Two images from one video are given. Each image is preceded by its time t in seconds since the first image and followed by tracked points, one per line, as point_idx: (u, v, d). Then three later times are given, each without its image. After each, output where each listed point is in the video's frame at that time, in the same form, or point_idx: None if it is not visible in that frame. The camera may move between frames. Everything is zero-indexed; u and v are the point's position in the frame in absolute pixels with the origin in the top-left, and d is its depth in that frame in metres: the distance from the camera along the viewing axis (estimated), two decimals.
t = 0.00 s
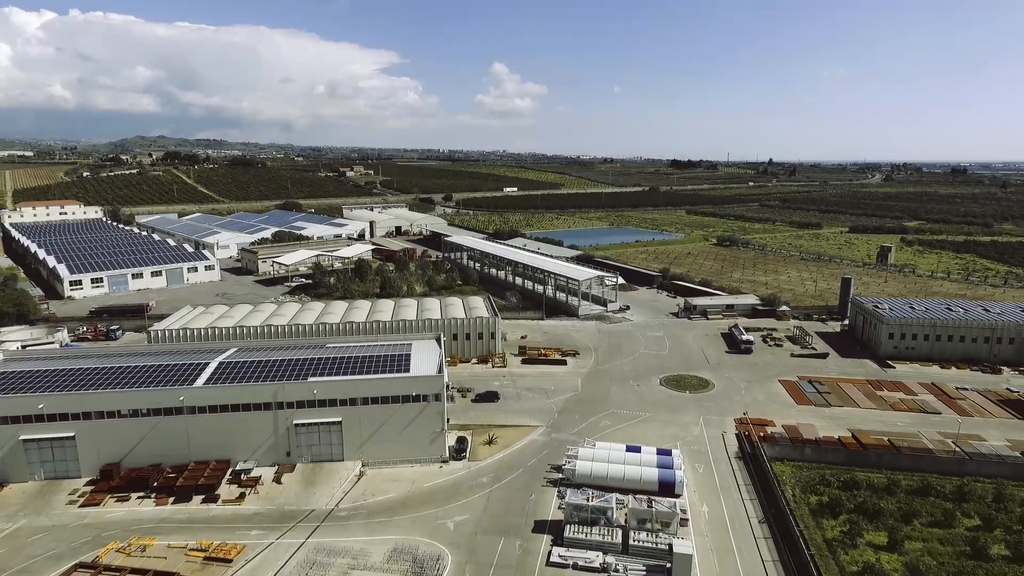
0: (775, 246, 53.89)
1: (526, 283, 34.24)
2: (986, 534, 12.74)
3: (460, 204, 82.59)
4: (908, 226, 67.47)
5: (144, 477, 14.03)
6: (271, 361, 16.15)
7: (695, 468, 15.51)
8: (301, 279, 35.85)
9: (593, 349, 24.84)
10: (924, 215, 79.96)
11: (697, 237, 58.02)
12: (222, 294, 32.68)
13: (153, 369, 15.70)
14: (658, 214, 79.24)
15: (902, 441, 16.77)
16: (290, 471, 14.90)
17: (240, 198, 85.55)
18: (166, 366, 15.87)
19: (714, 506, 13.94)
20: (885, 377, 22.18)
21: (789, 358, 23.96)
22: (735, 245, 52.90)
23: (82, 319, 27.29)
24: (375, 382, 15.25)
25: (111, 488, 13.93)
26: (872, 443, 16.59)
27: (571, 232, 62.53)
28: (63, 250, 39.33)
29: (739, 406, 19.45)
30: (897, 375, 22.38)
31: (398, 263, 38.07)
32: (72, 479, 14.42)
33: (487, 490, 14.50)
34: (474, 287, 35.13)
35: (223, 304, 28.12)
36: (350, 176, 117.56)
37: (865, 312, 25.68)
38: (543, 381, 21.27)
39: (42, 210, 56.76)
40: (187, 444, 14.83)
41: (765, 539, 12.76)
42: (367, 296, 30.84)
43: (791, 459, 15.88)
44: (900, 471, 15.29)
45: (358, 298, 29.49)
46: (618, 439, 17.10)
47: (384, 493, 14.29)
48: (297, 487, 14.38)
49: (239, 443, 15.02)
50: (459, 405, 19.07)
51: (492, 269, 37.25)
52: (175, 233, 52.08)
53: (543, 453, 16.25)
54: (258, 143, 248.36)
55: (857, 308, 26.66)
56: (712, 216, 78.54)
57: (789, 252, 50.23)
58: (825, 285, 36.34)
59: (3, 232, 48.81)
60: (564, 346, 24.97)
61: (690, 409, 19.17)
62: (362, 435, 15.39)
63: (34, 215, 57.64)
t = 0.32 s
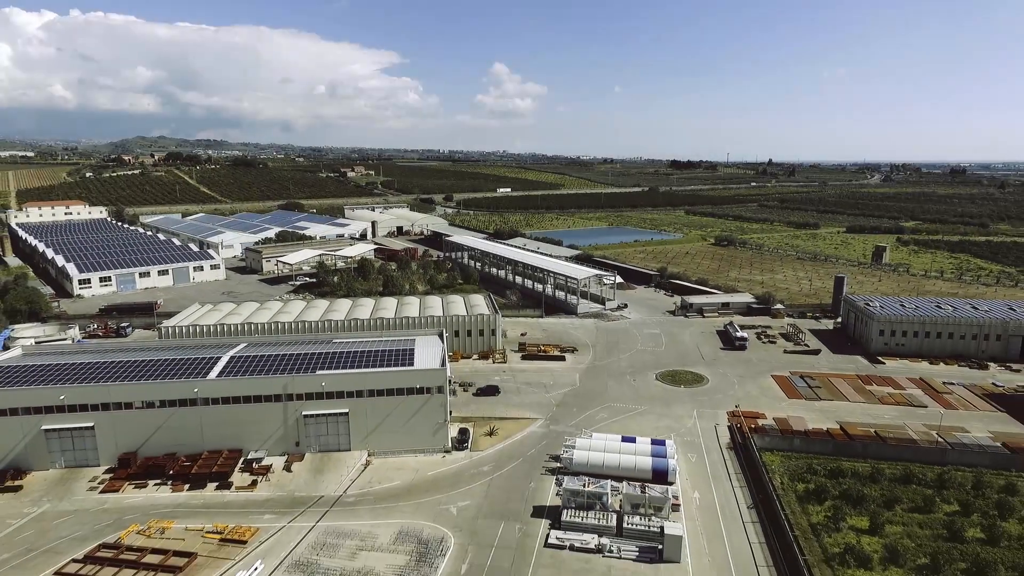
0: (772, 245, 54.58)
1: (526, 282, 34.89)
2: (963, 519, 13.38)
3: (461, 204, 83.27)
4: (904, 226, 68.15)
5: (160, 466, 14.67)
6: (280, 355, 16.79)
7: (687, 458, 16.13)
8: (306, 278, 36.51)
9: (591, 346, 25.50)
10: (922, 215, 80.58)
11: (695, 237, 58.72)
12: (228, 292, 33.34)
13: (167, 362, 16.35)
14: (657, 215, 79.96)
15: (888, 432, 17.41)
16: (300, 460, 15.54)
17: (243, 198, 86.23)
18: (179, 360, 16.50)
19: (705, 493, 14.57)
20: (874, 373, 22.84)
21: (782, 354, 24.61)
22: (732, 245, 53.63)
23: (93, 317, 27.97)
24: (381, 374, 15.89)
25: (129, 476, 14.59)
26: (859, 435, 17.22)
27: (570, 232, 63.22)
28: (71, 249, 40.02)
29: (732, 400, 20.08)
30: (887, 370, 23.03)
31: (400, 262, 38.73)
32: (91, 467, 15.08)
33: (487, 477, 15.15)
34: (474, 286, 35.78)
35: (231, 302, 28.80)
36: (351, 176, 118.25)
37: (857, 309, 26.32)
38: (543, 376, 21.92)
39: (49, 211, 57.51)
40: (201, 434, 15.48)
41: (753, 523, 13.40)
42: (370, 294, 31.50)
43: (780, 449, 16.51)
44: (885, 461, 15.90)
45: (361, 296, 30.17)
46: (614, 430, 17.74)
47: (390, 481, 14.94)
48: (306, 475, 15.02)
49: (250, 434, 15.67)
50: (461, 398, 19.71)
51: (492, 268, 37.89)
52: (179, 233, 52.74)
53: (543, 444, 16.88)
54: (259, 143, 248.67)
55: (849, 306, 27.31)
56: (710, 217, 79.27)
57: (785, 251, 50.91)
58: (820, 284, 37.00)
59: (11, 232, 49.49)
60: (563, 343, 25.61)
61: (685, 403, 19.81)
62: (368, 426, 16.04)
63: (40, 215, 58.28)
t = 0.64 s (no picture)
0: (768, 245, 55.32)
1: (526, 281, 35.55)
2: (941, 504, 14.05)
3: (462, 204, 83.97)
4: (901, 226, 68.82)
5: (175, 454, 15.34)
6: (289, 350, 17.44)
7: (680, 449, 16.75)
8: (309, 277, 37.19)
9: (589, 343, 26.17)
10: (919, 215, 81.28)
11: (693, 237, 59.41)
12: (233, 291, 34.03)
13: (180, 356, 17.00)
14: (656, 215, 80.68)
15: (874, 424, 18.08)
16: (308, 450, 16.18)
17: (245, 198, 86.94)
18: (192, 354, 17.16)
19: (696, 481, 15.21)
20: (864, 368, 23.49)
21: (775, 351, 25.29)
22: (729, 244, 54.33)
23: (102, 314, 28.66)
24: (386, 368, 16.55)
25: (146, 464, 15.25)
26: (846, 426, 17.86)
27: (570, 231, 63.92)
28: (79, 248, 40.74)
29: (725, 394, 20.77)
30: (876, 366, 23.70)
31: (402, 261, 39.42)
32: (108, 456, 15.73)
33: (488, 466, 15.79)
34: (475, 285, 36.46)
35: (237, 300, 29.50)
36: (352, 176, 118.99)
37: (849, 307, 26.98)
38: (542, 371, 22.61)
39: (54, 211, 58.24)
40: (213, 425, 16.14)
41: (742, 508, 14.05)
42: (373, 292, 32.19)
43: (770, 441, 17.15)
44: (870, 451, 16.53)
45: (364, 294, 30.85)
46: (611, 423, 18.39)
47: (395, 469, 15.60)
48: (315, 464, 15.68)
49: (261, 425, 16.33)
50: (462, 392, 20.38)
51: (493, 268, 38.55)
52: (184, 233, 53.49)
53: (541, 436, 17.52)
54: (260, 144, 249.20)
55: (841, 304, 27.97)
56: (709, 216, 79.91)
57: (782, 251, 51.61)
58: (814, 283, 37.67)
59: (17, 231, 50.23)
60: (562, 340, 26.29)
61: (679, 397, 20.47)
62: (374, 417, 16.69)
63: (46, 215, 59.00)
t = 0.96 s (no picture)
0: (765, 244, 56.05)
1: (525, 279, 36.21)
2: (922, 491, 14.72)
3: (462, 204, 84.64)
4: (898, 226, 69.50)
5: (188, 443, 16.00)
6: (296, 344, 18.08)
7: (674, 439, 17.40)
8: (312, 276, 37.85)
9: (587, 339, 26.81)
10: (916, 215, 81.94)
11: (691, 236, 60.07)
12: (238, 289, 34.66)
13: (192, 350, 17.64)
14: (654, 214, 81.39)
15: (862, 416, 18.72)
16: (316, 440, 16.83)
17: (246, 198, 87.64)
18: (203, 348, 17.80)
19: (688, 469, 15.86)
20: (854, 364, 24.15)
21: (768, 347, 25.95)
22: (726, 243, 55.03)
23: (111, 311, 29.34)
24: (390, 361, 17.20)
25: (161, 453, 15.92)
26: (835, 418, 18.50)
27: (568, 231, 64.62)
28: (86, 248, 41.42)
29: (718, 388, 21.42)
30: (866, 362, 24.35)
31: (404, 260, 40.08)
32: (124, 445, 16.39)
33: (488, 456, 16.46)
34: (475, 284, 37.13)
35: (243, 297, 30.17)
36: (353, 176, 119.70)
37: (841, 305, 27.62)
38: (540, 366, 23.25)
39: (60, 210, 59.02)
40: (225, 415, 16.81)
41: (731, 493, 14.71)
42: (375, 291, 32.86)
43: (761, 431, 17.78)
44: (857, 441, 17.18)
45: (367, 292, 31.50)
46: (607, 415, 19.04)
47: (399, 458, 16.26)
48: (323, 452, 16.32)
49: (270, 415, 16.99)
50: (464, 386, 21.04)
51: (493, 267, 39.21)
52: (188, 232, 54.16)
53: (539, 427, 18.17)
54: (261, 144, 249.90)
55: (833, 302, 28.63)
56: (707, 216, 80.56)
57: (778, 250, 52.28)
58: (809, 281, 38.32)
59: (24, 231, 50.98)
60: (560, 336, 26.96)
61: (673, 390, 21.13)
62: (378, 409, 17.35)
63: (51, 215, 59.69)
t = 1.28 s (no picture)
0: (762, 244, 56.79)
1: (525, 278, 36.88)
2: (904, 480, 15.38)
3: (463, 204, 85.39)
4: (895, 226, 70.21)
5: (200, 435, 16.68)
6: (304, 340, 18.74)
7: (668, 431, 18.04)
8: (316, 275, 38.55)
9: (585, 336, 27.48)
10: (913, 215, 82.66)
11: (689, 236, 60.78)
12: (244, 288, 35.36)
13: (203, 345, 18.31)
14: (654, 215, 82.13)
15: (850, 410, 19.39)
16: (323, 432, 17.47)
17: (249, 199, 88.36)
18: (214, 343, 18.46)
19: (681, 459, 16.51)
20: (845, 360, 24.81)
21: (761, 344, 26.62)
22: (724, 243, 55.73)
23: (120, 309, 30.03)
24: (395, 356, 17.85)
25: (174, 443, 16.58)
26: (824, 411, 19.15)
27: (568, 231, 65.31)
28: (93, 247, 42.10)
29: (711, 383, 22.09)
30: (856, 358, 25.02)
31: (405, 259, 40.77)
32: (139, 437, 17.04)
33: (489, 446, 17.13)
34: (476, 283, 37.81)
35: (249, 295, 30.87)
36: (354, 176, 120.44)
37: (833, 303, 28.28)
38: (540, 362, 23.92)
39: (65, 210, 59.69)
40: (235, 408, 17.47)
41: (721, 482, 15.36)
42: (378, 289, 33.57)
43: (752, 424, 18.41)
44: (844, 433, 17.83)
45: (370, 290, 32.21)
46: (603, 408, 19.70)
47: (404, 448, 16.93)
48: (330, 443, 16.97)
49: (279, 408, 17.65)
50: (465, 381, 21.72)
51: (494, 266, 39.88)
52: (192, 232, 54.89)
53: (538, 420, 18.82)
54: (261, 145, 250.42)
55: (826, 300, 29.29)
56: (706, 216, 81.24)
57: (775, 250, 53.00)
58: (804, 280, 39.00)
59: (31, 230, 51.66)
60: (559, 333, 27.64)
61: (668, 385, 21.80)
62: (383, 403, 18.00)
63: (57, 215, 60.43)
